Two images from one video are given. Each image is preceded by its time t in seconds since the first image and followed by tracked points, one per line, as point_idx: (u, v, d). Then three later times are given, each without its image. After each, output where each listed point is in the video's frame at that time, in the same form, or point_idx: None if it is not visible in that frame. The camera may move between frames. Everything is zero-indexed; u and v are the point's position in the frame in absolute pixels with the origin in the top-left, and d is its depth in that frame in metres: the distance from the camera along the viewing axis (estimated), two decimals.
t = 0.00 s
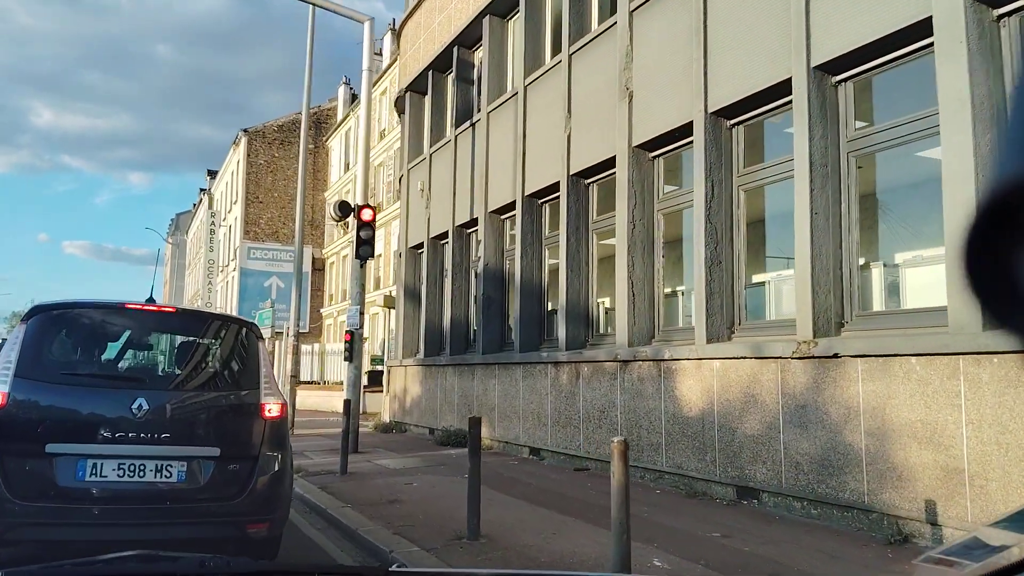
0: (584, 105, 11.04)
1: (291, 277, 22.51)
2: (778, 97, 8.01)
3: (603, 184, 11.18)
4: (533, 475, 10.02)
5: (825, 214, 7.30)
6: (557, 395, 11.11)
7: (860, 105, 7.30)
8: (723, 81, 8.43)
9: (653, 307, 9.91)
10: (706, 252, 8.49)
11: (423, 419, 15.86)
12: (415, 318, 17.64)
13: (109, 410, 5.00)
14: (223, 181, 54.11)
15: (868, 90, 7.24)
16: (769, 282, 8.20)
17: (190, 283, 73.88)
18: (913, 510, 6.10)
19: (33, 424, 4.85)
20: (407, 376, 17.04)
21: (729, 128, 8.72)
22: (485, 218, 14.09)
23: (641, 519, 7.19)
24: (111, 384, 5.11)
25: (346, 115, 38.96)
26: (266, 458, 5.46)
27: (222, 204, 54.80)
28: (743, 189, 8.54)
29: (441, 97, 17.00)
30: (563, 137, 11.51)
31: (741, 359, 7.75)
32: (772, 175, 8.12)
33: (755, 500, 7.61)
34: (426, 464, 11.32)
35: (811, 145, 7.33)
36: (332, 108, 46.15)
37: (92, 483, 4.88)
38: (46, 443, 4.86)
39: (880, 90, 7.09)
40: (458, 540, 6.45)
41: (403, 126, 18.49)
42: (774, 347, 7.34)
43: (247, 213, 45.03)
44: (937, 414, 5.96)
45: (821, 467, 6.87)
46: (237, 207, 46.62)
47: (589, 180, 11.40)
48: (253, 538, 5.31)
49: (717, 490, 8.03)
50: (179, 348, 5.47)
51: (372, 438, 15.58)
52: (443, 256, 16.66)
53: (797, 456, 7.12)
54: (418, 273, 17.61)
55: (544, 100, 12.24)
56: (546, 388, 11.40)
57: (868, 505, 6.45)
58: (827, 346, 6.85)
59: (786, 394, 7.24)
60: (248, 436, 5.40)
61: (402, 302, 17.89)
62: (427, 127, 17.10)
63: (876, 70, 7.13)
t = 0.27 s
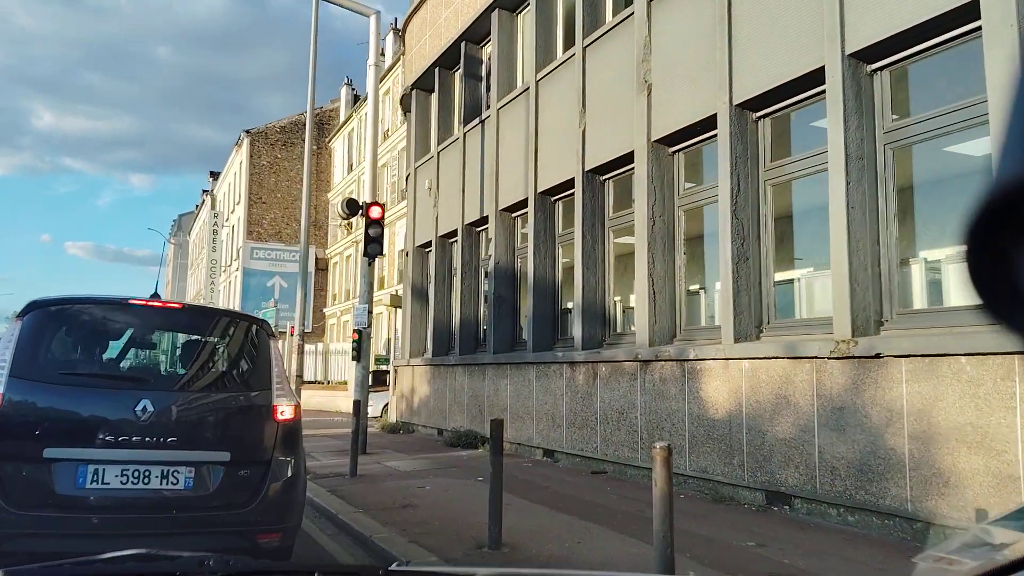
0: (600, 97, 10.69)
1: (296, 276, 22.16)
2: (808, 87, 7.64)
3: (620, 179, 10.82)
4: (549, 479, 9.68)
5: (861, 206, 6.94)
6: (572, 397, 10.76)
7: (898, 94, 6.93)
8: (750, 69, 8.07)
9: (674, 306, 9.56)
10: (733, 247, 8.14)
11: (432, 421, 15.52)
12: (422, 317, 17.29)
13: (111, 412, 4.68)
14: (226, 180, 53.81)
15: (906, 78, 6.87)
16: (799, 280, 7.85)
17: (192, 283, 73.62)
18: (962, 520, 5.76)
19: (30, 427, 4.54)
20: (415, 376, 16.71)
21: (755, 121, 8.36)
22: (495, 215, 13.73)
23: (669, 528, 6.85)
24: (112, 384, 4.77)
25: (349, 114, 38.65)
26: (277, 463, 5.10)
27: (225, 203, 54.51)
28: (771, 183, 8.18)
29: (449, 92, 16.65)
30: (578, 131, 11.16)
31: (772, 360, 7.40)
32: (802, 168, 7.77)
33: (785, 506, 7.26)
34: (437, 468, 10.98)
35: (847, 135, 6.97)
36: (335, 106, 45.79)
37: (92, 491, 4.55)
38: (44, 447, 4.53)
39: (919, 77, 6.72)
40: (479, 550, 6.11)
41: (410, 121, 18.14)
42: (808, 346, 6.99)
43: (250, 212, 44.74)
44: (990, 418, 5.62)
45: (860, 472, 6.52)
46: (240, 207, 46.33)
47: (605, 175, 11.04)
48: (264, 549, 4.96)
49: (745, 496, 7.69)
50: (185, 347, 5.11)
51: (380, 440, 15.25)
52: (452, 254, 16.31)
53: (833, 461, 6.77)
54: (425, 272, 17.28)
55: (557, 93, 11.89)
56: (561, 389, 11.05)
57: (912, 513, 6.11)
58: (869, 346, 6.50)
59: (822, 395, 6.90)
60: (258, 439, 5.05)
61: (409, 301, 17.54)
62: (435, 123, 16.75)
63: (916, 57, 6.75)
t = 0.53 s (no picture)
0: (615, 90, 10.42)
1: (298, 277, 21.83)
2: (838, 74, 7.37)
3: (635, 174, 10.53)
4: (563, 485, 9.37)
5: (896, 200, 6.64)
6: (585, 399, 10.46)
7: (935, 81, 6.65)
8: (776, 58, 7.79)
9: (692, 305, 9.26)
10: (757, 244, 7.84)
11: (438, 423, 15.20)
12: (427, 318, 16.98)
13: (111, 417, 4.37)
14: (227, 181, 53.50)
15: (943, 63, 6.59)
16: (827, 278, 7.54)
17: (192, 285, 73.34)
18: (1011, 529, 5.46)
19: (25, 433, 4.23)
20: (420, 379, 16.39)
21: (780, 111, 8.09)
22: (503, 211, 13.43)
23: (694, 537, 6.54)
24: (113, 388, 4.46)
25: (352, 114, 38.40)
26: (288, 472, 4.78)
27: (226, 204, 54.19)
28: (796, 176, 7.89)
29: (456, 88, 16.36)
30: (592, 125, 10.88)
31: (800, 361, 7.09)
32: (830, 160, 7.47)
33: (817, 515, 6.98)
34: (446, 473, 10.66)
35: (882, 123, 6.70)
36: (337, 106, 45.51)
37: (90, 502, 4.24)
38: (38, 455, 4.22)
39: (958, 63, 6.44)
40: (500, 562, 5.80)
41: (416, 119, 17.85)
42: (840, 347, 6.69)
43: (251, 213, 44.44)
44: None
45: (898, 479, 6.22)
46: (241, 207, 46.03)
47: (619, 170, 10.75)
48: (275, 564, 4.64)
49: (772, 503, 7.40)
50: (189, 348, 4.77)
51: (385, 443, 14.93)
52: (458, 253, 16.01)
53: (868, 467, 6.47)
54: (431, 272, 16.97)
55: (570, 87, 11.61)
56: (573, 391, 10.74)
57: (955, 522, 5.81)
58: (906, 346, 6.20)
59: (854, 398, 6.59)
60: (268, 446, 4.73)
61: (414, 301, 17.23)
62: (441, 120, 16.46)
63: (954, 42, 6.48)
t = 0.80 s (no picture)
0: (628, 83, 10.16)
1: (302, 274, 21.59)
2: (864, 65, 7.09)
3: (648, 169, 10.28)
4: (576, 487, 9.12)
5: (928, 193, 6.40)
6: (597, 398, 10.21)
7: (966, 72, 6.40)
8: (799, 47, 7.52)
9: (710, 302, 9.01)
10: (780, 239, 7.59)
11: (445, 423, 14.96)
12: (433, 316, 16.73)
13: (112, 418, 4.13)
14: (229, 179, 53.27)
15: (975, 54, 6.34)
16: (852, 274, 7.30)
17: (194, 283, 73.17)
18: None
19: (21, 434, 3.99)
20: (426, 377, 16.15)
21: (801, 104, 7.82)
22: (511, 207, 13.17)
23: (718, 543, 6.29)
24: (114, 387, 4.22)
25: (354, 111, 38.16)
26: (299, 477, 4.53)
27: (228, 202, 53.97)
28: (819, 170, 7.64)
29: (462, 83, 16.11)
30: (604, 119, 10.63)
31: (827, 360, 6.84)
32: (854, 154, 7.22)
33: (844, 520, 6.75)
34: (455, 474, 10.41)
35: (913, 116, 6.42)
36: (339, 103, 45.24)
37: (90, 508, 4.00)
38: (35, 458, 3.99)
39: (990, 53, 6.20)
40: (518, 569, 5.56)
41: (421, 114, 17.59)
42: (870, 346, 6.44)
43: (253, 210, 44.22)
44: None
45: (932, 484, 5.96)
46: (243, 205, 45.81)
47: (632, 165, 10.50)
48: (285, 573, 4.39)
49: (797, 507, 7.16)
50: (196, 345, 4.54)
51: (391, 443, 14.69)
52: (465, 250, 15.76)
53: (900, 471, 6.22)
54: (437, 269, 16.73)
55: (581, 80, 11.35)
56: (585, 391, 10.48)
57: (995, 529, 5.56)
58: (941, 345, 5.94)
59: (884, 399, 6.35)
60: (278, 449, 4.48)
61: (420, 299, 16.98)
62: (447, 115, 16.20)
63: (987, 31, 6.23)
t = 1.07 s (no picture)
0: (639, 80, 9.96)
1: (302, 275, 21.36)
2: (888, 57, 6.90)
3: (659, 167, 10.07)
4: (586, 492, 8.89)
5: (955, 189, 6.19)
6: (606, 402, 9.99)
7: (995, 64, 6.19)
8: (819, 40, 7.32)
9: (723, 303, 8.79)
10: (799, 238, 7.38)
11: (448, 427, 14.72)
12: (436, 318, 16.49)
13: (110, 424, 3.90)
14: (228, 181, 53.05)
15: (1003, 45, 6.14)
16: (873, 274, 7.09)
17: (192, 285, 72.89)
18: None
19: (16, 441, 3.78)
20: (429, 380, 15.92)
21: (821, 98, 7.62)
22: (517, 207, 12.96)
23: (738, 552, 6.06)
24: (113, 391, 3.99)
25: (355, 112, 37.94)
26: (308, 485, 4.29)
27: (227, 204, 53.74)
28: (838, 167, 7.43)
29: (466, 81, 15.91)
30: (614, 116, 10.43)
31: (850, 363, 6.62)
32: (875, 151, 7.02)
33: (867, 528, 6.48)
34: (461, 479, 10.18)
35: (940, 110, 6.21)
36: (339, 105, 45.06)
37: (88, 519, 3.77)
38: (29, 467, 3.77)
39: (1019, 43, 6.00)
40: None
41: (424, 113, 17.39)
42: (896, 348, 6.22)
43: (252, 212, 43.97)
44: None
45: (962, 491, 5.74)
46: (242, 206, 45.56)
47: (642, 164, 10.29)
48: None
49: (816, 515, 6.93)
50: (196, 347, 4.28)
51: (394, 447, 14.45)
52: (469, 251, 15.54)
53: (927, 478, 6.00)
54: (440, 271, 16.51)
55: (590, 77, 11.15)
56: (594, 394, 10.26)
57: None
58: (972, 346, 5.72)
59: (910, 403, 6.13)
60: (286, 456, 4.24)
61: (422, 300, 16.76)
62: (451, 114, 15.99)
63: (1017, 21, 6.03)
